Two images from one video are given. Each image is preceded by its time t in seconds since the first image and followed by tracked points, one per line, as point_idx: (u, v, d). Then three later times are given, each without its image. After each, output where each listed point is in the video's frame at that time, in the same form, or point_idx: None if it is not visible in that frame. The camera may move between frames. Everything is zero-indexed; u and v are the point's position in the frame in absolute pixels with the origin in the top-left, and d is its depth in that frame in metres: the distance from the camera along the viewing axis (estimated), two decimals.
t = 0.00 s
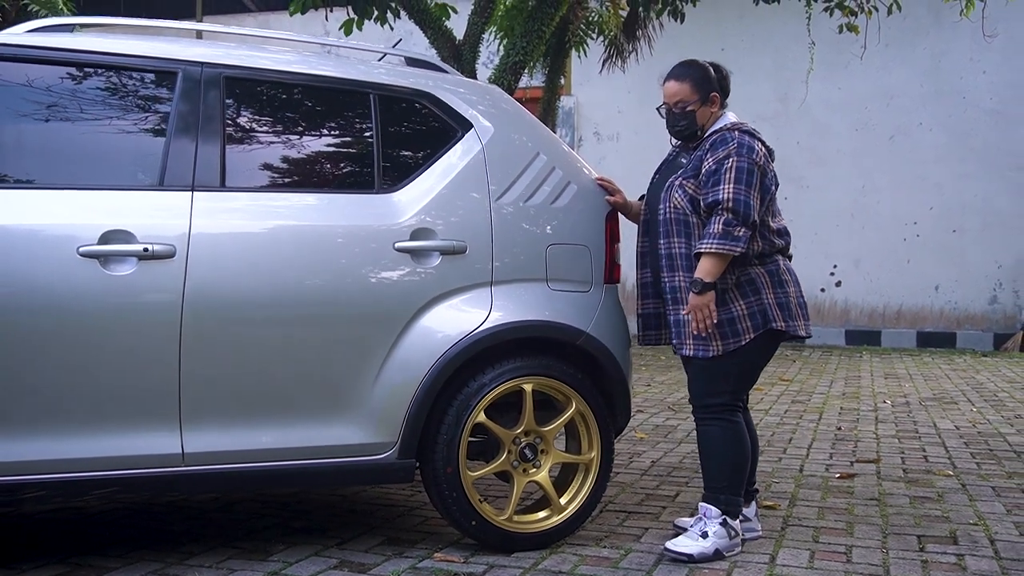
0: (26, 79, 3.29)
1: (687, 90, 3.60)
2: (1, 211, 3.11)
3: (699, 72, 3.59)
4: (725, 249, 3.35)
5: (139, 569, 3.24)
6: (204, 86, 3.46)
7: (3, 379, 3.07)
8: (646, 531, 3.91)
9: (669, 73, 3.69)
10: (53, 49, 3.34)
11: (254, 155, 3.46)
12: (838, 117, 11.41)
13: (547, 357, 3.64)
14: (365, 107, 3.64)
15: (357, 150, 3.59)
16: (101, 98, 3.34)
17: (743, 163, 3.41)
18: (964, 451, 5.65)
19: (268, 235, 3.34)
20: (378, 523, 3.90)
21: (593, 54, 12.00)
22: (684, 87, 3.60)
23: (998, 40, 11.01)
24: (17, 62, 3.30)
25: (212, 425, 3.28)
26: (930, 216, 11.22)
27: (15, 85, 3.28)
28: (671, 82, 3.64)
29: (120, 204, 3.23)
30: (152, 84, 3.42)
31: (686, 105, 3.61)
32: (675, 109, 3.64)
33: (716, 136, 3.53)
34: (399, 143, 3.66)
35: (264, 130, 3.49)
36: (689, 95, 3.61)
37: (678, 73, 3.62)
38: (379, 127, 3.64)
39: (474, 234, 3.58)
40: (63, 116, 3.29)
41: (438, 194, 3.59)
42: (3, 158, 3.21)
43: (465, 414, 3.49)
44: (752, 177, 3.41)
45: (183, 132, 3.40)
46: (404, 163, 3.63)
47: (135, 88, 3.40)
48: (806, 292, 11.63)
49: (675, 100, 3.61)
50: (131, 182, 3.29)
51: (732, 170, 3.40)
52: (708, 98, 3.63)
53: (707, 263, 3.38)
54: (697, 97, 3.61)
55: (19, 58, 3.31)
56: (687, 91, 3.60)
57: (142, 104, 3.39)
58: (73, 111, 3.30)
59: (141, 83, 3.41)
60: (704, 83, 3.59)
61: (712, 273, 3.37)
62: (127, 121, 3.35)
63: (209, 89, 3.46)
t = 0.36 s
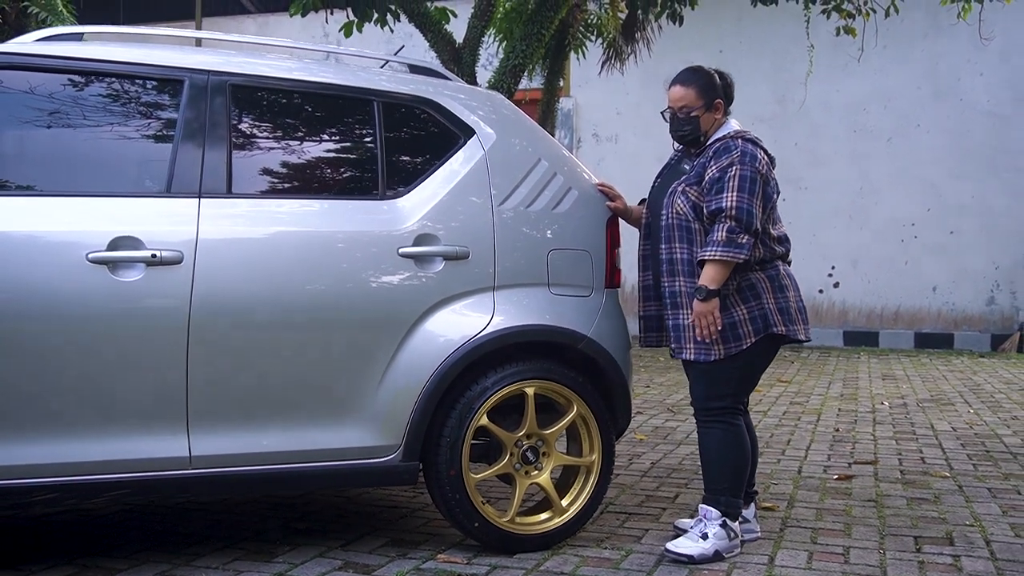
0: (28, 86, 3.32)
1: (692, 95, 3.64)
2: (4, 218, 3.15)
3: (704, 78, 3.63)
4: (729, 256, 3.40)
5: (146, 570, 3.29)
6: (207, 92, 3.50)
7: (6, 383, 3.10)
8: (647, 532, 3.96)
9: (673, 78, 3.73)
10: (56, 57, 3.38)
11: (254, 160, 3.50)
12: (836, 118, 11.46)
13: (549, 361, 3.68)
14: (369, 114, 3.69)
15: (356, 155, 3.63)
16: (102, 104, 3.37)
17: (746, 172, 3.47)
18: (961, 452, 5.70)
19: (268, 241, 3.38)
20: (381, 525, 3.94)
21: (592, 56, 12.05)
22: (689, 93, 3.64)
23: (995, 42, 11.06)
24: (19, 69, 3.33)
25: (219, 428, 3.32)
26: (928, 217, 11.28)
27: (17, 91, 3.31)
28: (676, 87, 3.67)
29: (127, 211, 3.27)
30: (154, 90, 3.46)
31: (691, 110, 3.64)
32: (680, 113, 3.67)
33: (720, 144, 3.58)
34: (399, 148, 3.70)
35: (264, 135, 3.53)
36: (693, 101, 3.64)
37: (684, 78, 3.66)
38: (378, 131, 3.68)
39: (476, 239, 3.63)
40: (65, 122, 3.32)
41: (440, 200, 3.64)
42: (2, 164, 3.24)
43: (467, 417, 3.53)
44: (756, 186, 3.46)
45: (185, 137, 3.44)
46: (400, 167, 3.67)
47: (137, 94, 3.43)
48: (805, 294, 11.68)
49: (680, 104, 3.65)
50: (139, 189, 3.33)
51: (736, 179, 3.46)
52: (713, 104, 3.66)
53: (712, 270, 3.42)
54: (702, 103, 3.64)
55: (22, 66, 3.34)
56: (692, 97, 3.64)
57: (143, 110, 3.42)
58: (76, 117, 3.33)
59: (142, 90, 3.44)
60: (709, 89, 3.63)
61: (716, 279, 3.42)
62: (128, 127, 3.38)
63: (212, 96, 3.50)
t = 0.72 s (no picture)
0: (33, 92, 3.36)
1: (695, 101, 3.69)
2: (13, 223, 3.19)
3: (708, 85, 3.68)
4: (729, 261, 3.45)
5: (158, 569, 3.34)
6: (214, 98, 3.55)
7: (15, 387, 3.14)
8: (649, 532, 4.02)
9: (678, 83, 3.78)
10: (63, 64, 3.41)
11: (257, 165, 3.55)
12: (836, 119, 11.51)
13: (553, 363, 3.74)
14: (375, 119, 3.74)
15: (358, 159, 3.68)
16: (107, 110, 3.42)
17: (747, 178, 3.51)
18: (960, 453, 5.76)
19: (272, 244, 3.42)
20: (387, 525, 3.99)
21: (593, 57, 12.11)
22: (693, 98, 3.69)
23: (995, 44, 11.13)
24: (25, 75, 3.37)
25: (230, 430, 3.37)
26: (927, 218, 11.33)
27: (22, 97, 3.34)
28: (679, 92, 3.72)
29: (138, 217, 3.32)
30: (158, 96, 3.50)
31: (693, 115, 3.69)
32: (683, 118, 3.72)
33: (721, 150, 3.63)
34: (402, 152, 3.75)
35: (267, 140, 3.58)
36: (697, 107, 3.69)
37: (688, 84, 3.71)
38: (382, 136, 3.73)
39: (480, 243, 3.68)
40: (69, 127, 3.36)
41: (445, 205, 3.69)
42: (4, 168, 3.28)
43: (473, 419, 3.58)
44: (756, 192, 3.51)
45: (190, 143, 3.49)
46: (402, 171, 3.73)
47: (142, 100, 3.47)
48: (805, 295, 11.73)
49: (683, 110, 3.70)
50: (152, 195, 3.38)
51: (736, 185, 3.50)
52: (716, 110, 3.71)
53: (712, 275, 3.48)
54: (705, 108, 3.69)
55: (27, 72, 3.37)
56: (695, 102, 3.69)
57: (148, 115, 3.46)
58: (81, 123, 3.38)
59: (147, 96, 3.48)
60: (712, 95, 3.68)
61: (716, 284, 3.48)
62: (133, 132, 3.42)
63: (217, 101, 3.55)
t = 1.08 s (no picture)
0: (39, 98, 3.40)
1: (704, 105, 3.73)
2: (19, 228, 3.22)
3: (717, 89, 3.72)
4: (736, 264, 3.51)
5: (169, 569, 3.39)
6: (220, 104, 3.60)
7: (25, 392, 3.17)
8: (652, 532, 4.07)
9: (687, 87, 3.82)
10: (70, 70, 3.46)
11: (261, 169, 3.58)
12: (836, 121, 11.56)
13: (558, 367, 3.79)
14: (382, 125, 3.80)
15: (360, 164, 3.72)
16: (112, 116, 3.46)
17: (756, 183, 3.57)
18: (959, 454, 5.81)
19: (276, 249, 3.46)
20: (394, 525, 4.04)
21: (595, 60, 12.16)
22: (702, 102, 3.73)
23: (995, 46, 11.18)
24: (32, 81, 3.41)
25: (241, 432, 3.41)
26: (927, 219, 11.38)
27: (29, 104, 3.38)
28: (688, 96, 3.75)
29: (147, 223, 3.36)
30: (163, 101, 3.55)
31: (701, 119, 3.73)
32: (691, 122, 3.76)
33: (731, 154, 3.69)
34: (406, 157, 3.80)
35: (270, 145, 3.62)
36: (705, 111, 3.73)
37: (697, 89, 3.75)
38: (386, 141, 3.78)
39: (484, 246, 3.73)
40: (74, 133, 3.40)
41: (450, 209, 3.74)
42: (6, 174, 3.31)
43: (478, 422, 3.63)
44: (764, 197, 3.57)
45: (194, 148, 3.53)
46: (406, 176, 3.77)
47: (147, 106, 3.52)
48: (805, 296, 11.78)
49: (692, 114, 3.74)
50: (163, 201, 3.43)
51: (746, 189, 3.56)
52: (724, 114, 3.75)
53: (719, 277, 3.53)
54: (714, 113, 3.73)
55: (34, 78, 3.41)
56: (704, 106, 3.73)
57: (152, 121, 3.50)
58: (87, 129, 3.42)
59: (151, 101, 3.53)
60: (721, 100, 3.72)
61: (723, 286, 3.52)
62: (137, 137, 3.46)
63: (222, 107, 3.60)
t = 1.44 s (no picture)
0: (45, 104, 3.44)
1: (711, 103, 3.79)
2: (25, 233, 3.26)
3: (723, 87, 3.78)
4: (764, 271, 3.56)
5: (181, 569, 3.45)
6: (230, 111, 3.64)
7: (33, 395, 3.21)
8: (656, 533, 4.12)
9: (694, 90, 3.89)
10: (78, 77, 3.50)
11: (264, 173, 3.62)
12: (837, 122, 11.61)
13: (565, 370, 3.84)
14: (390, 131, 3.84)
15: (363, 168, 3.76)
16: (117, 121, 3.50)
17: (777, 190, 3.62)
18: (960, 455, 5.86)
19: (282, 252, 3.51)
20: (401, 526, 4.09)
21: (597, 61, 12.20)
22: (709, 100, 3.79)
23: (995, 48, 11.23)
24: (39, 88, 3.45)
25: (252, 435, 3.46)
26: (928, 220, 11.43)
27: (36, 110, 3.43)
28: (695, 96, 3.82)
29: (158, 229, 3.40)
30: (168, 107, 3.59)
31: (709, 117, 3.78)
32: (699, 120, 3.81)
33: (747, 160, 3.72)
34: (411, 162, 3.84)
35: (274, 149, 3.67)
36: (712, 109, 3.78)
37: (704, 88, 3.82)
38: (392, 146, 3.83)
39: (491, 250, 3.78)
40: (80, 138, 3.45)
41: (457, 214, 3.78)
42: (10, 179, 3.35)
43: (486, 424, 3.68)
44: (786, 204, 3.62)
45: (198, 152, 3.57)
46: (412, 181, 3.82)
47: (152, 111, 3.56)
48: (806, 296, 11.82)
49: (699, 112, 3.79)
50: (175, 207, 3.48)
51: (769, 197, 3.60)
52: (731, 113, 3.81)
53: (745, 284, 3.58)
54: (721, 111, 3.78)
55: (40, 85, 3.45)
56: (711, 104, 3.78)
57: (158, 126, 3.55)
58: (92, 134, 3.46)
59: (157, 107, 3.57)
60: (727, 98, 3.78)
61: (750, 294, 3.58)
62: (142, 142, 3.51)
63: (230, 112, 3.65)
